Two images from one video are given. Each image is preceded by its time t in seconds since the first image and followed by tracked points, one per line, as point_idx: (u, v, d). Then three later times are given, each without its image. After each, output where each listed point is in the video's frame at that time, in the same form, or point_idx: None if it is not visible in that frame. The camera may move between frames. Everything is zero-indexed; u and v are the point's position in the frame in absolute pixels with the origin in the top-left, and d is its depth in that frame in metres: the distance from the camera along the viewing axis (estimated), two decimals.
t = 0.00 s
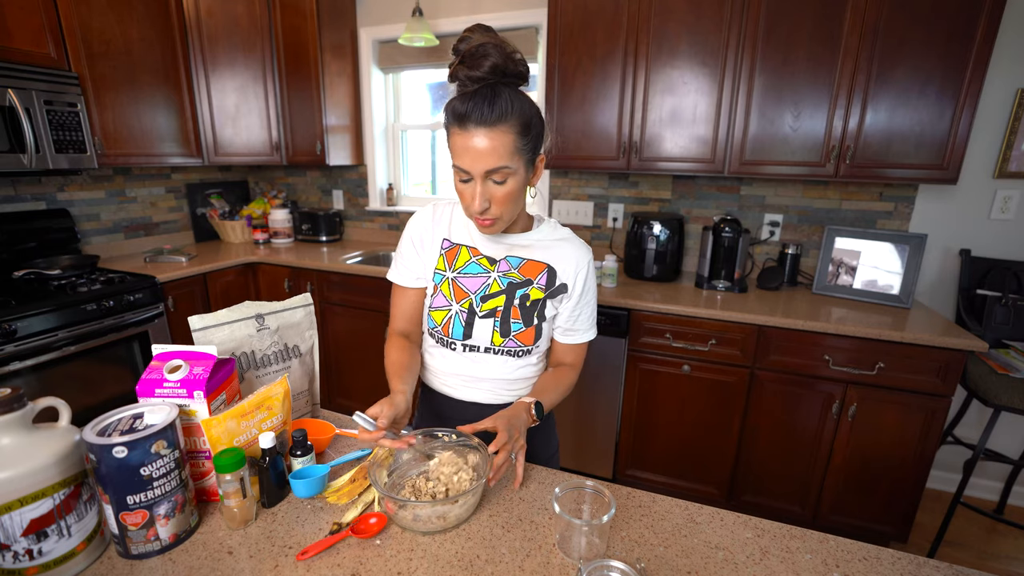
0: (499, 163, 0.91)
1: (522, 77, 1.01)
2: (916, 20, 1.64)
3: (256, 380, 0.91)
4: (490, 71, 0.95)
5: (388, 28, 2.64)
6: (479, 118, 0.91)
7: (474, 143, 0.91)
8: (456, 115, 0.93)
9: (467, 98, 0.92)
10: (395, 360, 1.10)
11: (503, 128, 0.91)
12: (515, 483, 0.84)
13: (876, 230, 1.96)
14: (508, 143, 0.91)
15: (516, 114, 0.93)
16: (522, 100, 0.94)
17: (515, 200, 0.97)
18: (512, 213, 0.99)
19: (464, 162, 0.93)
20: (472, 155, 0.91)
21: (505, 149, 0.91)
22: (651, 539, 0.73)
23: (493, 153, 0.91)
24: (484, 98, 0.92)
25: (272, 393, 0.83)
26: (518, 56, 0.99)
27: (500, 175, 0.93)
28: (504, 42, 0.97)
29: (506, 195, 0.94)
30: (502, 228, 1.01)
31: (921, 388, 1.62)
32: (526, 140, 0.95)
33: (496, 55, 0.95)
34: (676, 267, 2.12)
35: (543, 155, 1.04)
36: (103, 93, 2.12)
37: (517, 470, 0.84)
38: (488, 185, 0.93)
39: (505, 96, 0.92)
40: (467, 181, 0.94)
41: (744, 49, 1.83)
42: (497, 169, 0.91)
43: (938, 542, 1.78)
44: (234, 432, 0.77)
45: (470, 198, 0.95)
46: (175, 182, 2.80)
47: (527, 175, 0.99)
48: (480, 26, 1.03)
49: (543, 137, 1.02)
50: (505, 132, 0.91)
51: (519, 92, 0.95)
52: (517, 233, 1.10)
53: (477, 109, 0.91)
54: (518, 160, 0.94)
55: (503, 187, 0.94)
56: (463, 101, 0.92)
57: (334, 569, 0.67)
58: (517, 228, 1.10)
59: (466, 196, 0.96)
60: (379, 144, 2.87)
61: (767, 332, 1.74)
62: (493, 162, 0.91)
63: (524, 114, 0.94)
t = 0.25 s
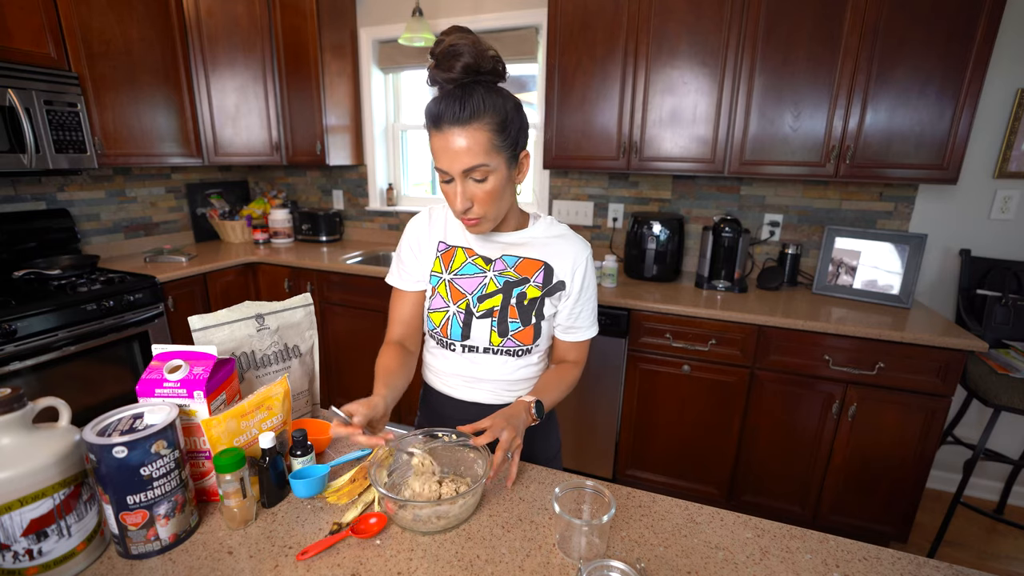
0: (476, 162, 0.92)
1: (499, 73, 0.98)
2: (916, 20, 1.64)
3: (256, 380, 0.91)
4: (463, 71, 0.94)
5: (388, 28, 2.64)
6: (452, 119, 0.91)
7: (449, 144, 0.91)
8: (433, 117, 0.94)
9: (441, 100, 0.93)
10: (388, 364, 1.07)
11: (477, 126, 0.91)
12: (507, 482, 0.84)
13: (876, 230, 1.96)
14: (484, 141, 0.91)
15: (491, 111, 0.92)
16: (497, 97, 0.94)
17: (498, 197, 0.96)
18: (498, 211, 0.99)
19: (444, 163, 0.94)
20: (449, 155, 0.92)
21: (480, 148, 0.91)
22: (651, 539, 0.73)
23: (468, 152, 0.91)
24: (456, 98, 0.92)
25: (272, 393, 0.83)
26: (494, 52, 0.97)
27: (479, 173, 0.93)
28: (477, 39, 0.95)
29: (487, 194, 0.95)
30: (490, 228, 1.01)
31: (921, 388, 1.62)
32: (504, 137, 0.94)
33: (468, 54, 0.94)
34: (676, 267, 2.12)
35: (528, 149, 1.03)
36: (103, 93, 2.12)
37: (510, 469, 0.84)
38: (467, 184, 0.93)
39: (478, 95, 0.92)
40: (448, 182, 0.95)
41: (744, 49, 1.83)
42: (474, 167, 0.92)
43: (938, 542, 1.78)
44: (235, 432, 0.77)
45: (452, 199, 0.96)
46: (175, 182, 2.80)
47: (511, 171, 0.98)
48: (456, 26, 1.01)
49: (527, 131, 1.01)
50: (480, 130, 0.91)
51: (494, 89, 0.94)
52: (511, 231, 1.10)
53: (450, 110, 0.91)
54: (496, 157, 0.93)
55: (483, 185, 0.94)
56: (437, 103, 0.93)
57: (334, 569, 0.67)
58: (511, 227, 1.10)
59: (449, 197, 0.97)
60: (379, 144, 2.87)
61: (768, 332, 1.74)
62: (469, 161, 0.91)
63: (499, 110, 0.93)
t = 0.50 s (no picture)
0: (475, 150, 0.92)
1: (492, 69, 0.98)
2: (916, 21, 1.64)
3: (256, 380, 0.91)
4: (458, 63, 0.94)
5: (388, 28, 2.64)
6: (450, 108, 0.91)
7: (448, 132, 0.91)
8: (428, 109, 0.93)
9: (437, 91, 0.92)
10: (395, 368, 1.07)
11: (475, 115, 0.91)
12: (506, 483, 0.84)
13: (876, 230, 1.96)
14: (481, 129, 0.92)
15: (487, 101, 0.93)
16: (492, 88, 0.95)
17: (495, 186, 0.97)
18: (495, 200, 0.99)
19: (441, 153, 0.93)
20: (448, 143, 0.92)
21: (479, 136, 0.92)
22: (651, 539, 0.73)
23: (467, 140, 0.91)
24: (453, 87, 0.92)
25: (272, 393, 0.83)
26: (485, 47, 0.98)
27: (477, 161, 0.93)
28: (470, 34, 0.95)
29: (486, 182, 0.95)
30: (487, 218, 1.01)
31: (921, 388, 1.62)
32: (500, 127, 0.95)
33: (462, 46, 0.93)
34: (676, 267, 2.12)
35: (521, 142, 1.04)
36: (103, 93, 2.12)
37: (509, 469, 0.84)
38: (466, 173, 0.94)
39: (475, 85, 0.92)
40: (445, 172, 0.95)
41: (744, 49, 1.82)
42: (473, 155, 0.92)
43: (938, 542, 1.78)
44: (234, 432, 0.77)
45: (449, 189, 0.95)
46: (175, 182, 2.80)
47: (505, 162, 0.99)
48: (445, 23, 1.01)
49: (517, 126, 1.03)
50: (478, 119, 0.92)
51: (488, 81, 0.95)
52: (500, 229, 1.10)
53: (447, 99, 0.91)
54: (493, 145, 0.94)
55: (481, 172, 0.94)
56: (433, 95, 0.92)
57: (334, 568, 0.67)
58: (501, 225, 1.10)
59: (446, 187, 0.96)
60: (379, 145, 2.87)
61: (767, 332, 1.74)
62: (468, 149, 0.92)
63: (495, 101, 0.94)
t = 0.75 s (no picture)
0: (474, 124, 0.94)
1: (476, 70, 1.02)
2: (916, 21, 1.64)
3: (256, 380, 0.91)
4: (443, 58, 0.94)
5: (388, 28, 2.64)
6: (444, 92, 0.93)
7: (446, 111, 0.93)
8: (422, 100, 0.95)
9: (428, 83, 0.94)
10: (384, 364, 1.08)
11: (469, 95, 0.94)
12: (508, 483, 0.84)
13: (876, 230, 1.96)
14: (477, 107, 0.94)
15: (478, 85, 0.96)
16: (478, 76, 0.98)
17: (496, 162, 0.98)
18: (497, 180, 0.99)
19: (440, 136, 0.94)
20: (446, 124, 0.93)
21: (476, 111, 0.94)
22: (651, 539, 0.73)
23: (465, 116, 0.93)
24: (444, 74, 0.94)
25: (272, 393, 0.83)
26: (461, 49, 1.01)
27: (477, 137, 0.95)
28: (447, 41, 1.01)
29: (488, 158, 0.96)
30: (493, 200, 1.00)
31: (921, 388, 1.62)
32: (491, 108, 0.98)
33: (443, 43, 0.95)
34: (676, 267, 2.12)
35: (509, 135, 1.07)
36: (103, 93, 2.13)
37: (511, 470, 0.84)
38: (468, 149, 0.95)
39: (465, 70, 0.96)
40: (446, 154, 0.96)
41: (744, 49, 1.82)
42: (473, 130, 0.94)
43: (938, 542, 1.78)
44: (235, 432, 0.77)
45: (453, 170, 0.96)
46: (175, 182, 2.80)
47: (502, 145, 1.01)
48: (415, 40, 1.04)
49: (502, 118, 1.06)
50: (473, 98, 0.94)
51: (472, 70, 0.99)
52: (498, 227, 1.10)
53: (441, 83, 0.93)
54: (490, 124, 0.96)
55: (483, 147, 0.95)
56: (425, 86, 0.94)
57: (334, 568, 0.67)
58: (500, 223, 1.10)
59: (449, 169, 0.96)
60: (379, 145, 2.87)
61: (767, 332, 1.74)
62: (467, 124, 0.93)
63: (484, 86, 0.98)
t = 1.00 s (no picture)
0: (467, 131, 0.93)
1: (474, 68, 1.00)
2: (916, 21, 1.64)
3: (256, 380, 0.91)
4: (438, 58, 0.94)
5: (388, 28, 2.64)
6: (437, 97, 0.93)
7: (439, 117, 0.92)
8: (416, 105, 0.95)
9: (422, 87, 0.94)
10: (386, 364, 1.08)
11: (462, 99, 0.93)
12: (514, 484, 0.84)
13: (876, 230, 1.96)
14: (471, 111, 0.93)
15: (473, 86, 0.94)
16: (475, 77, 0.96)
17: (491, 168, 0.97)
18: (492, 185, 0.99)
19: (434, 142, 0.94)
20: (439, 130, 0.93)
21: (469, 117, 0.93)
22: (651, 539, 0.73)
23: (457, 123, 0.92)
24: (437, 78, 0.93)
25: (272, 393, 0.83)
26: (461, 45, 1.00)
27: (470, 143, 0.94)
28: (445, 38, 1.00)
29: (480, 164, 0.95)
30: (488, 205, 1.00)
31: (921, 388, 1.62)
32: (488, 110, 0.96)
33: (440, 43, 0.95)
34: (676, 267, 2.12)
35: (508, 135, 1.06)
36: (103, 93, 2.13)
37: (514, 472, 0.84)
38: (460, 156, 0.94)
39: (458, 72, 0.94)
40: (440, 160, 0.96)
41: (744, 49, 1.82)
42: (465, 137, 0.93)
43: (938, 542, 1.78)
44: (234, 433, 0.77)
45: (447, 175, 0.96)
46: (175, 182, 2.80)
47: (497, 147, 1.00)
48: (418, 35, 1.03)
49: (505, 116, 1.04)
50: (465, 103, 0.93)
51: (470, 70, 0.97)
52: (497, 228, 1.10)
53: (434, 88, 0.93)
54: (483, 128, 0.95)
55: (476, 154, 0.95)
56: (418, 91, 0.94)
57: (334, 569, 0.67)
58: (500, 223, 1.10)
59: (443, 175, 0.96)
60: (379, 144, 2.87)
61: (767, 332, 1.74)
62: (459, 131, 0.92)
63: (479, 87, 0.96)
